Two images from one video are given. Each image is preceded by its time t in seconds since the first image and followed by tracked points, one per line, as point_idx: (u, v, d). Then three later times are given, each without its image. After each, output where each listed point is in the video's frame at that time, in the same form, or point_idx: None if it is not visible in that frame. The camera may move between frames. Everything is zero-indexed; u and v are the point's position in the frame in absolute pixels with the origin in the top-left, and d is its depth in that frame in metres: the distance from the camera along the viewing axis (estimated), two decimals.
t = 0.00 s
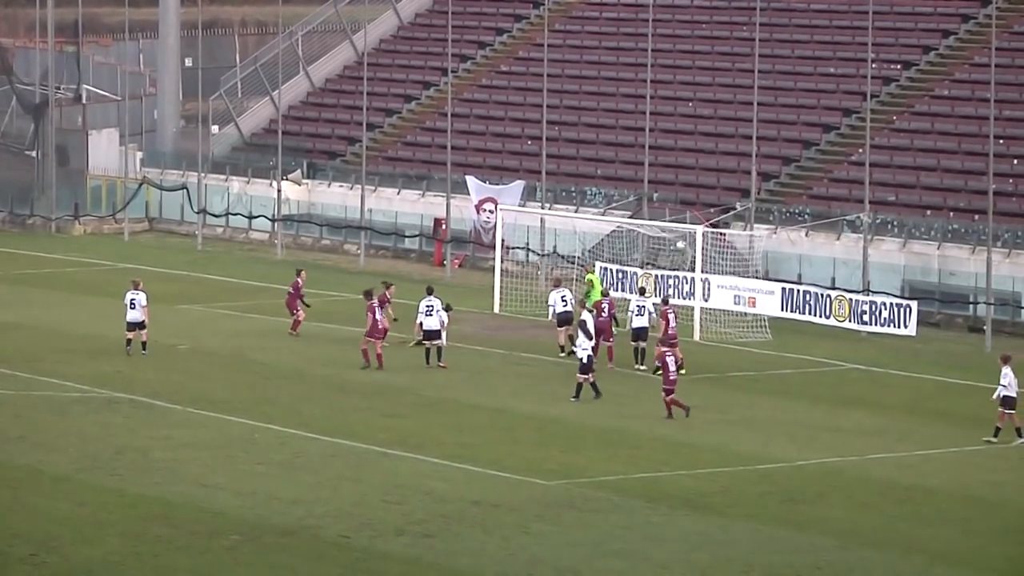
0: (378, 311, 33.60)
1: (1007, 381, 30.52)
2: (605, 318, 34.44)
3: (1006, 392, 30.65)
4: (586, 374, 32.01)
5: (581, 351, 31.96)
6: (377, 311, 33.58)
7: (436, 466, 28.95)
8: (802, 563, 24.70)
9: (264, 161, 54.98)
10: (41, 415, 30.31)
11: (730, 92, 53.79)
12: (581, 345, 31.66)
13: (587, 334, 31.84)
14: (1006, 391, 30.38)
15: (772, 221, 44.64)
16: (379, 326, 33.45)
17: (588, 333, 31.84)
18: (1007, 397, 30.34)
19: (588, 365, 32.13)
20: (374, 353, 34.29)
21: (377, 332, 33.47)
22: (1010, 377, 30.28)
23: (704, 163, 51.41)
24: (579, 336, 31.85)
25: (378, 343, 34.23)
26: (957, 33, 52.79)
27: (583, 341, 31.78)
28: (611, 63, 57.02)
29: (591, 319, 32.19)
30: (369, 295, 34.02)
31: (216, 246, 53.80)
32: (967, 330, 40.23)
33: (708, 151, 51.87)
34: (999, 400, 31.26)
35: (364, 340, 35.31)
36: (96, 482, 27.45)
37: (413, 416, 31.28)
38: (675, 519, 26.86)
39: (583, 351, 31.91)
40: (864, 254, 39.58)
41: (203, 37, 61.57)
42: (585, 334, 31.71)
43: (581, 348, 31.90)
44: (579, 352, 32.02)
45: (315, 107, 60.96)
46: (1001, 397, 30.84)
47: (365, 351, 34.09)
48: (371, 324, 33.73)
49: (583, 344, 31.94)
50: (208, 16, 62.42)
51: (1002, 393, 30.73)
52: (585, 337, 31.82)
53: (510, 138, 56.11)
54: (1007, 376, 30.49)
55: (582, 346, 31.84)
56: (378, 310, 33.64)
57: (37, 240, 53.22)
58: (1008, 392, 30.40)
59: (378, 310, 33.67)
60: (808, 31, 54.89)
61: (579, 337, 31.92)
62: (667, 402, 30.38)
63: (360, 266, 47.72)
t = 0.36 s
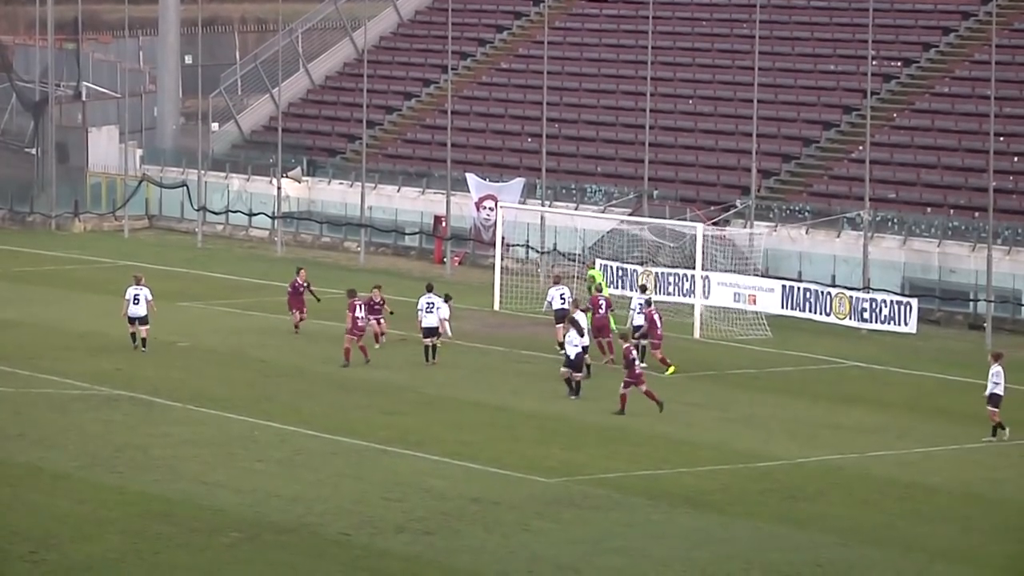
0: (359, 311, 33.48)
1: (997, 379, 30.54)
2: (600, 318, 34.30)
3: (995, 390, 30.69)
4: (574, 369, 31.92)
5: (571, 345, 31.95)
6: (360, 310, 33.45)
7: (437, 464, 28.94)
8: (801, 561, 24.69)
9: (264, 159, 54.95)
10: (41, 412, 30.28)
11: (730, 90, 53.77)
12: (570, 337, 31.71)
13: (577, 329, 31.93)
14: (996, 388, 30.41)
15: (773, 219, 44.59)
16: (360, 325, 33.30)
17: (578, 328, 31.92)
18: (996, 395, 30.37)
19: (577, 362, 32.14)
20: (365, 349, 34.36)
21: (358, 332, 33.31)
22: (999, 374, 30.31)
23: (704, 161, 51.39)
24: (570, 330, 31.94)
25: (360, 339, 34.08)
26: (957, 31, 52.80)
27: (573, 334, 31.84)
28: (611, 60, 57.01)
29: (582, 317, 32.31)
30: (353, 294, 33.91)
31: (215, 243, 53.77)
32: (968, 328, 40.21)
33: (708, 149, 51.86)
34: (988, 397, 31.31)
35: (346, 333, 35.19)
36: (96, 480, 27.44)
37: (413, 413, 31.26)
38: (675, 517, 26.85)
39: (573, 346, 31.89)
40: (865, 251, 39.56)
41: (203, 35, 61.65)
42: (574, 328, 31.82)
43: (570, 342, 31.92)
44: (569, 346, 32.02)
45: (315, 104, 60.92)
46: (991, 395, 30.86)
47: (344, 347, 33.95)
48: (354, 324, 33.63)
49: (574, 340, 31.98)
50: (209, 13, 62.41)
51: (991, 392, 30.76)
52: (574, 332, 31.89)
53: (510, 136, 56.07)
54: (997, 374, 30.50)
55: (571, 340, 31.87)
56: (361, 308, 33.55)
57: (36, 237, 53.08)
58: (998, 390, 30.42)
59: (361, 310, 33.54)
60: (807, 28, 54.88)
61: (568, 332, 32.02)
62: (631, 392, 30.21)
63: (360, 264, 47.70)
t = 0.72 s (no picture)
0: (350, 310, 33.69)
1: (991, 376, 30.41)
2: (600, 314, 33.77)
3: (990, 387, 30.51)
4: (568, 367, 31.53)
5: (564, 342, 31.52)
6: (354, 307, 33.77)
7: (441, 460, 28.92)
8: (803, 557, 24.68)
9: (269, 155, 54.99)
10: (44, 408, 30.27)
11: (735, 86, 53.76)
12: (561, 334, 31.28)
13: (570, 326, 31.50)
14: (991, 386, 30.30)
15: (777, 215, 44.57)
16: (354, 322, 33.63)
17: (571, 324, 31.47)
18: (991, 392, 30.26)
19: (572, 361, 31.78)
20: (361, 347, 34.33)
21: (351, 330, 33.65)
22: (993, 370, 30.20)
23: (709, 157, 51.41)
24: (565, 328, 31.57)
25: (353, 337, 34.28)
26: (962, 26, 52.72)
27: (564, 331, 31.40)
28: (614, 56, 56.99)
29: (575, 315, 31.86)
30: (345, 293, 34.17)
31: (220, 239, 53.79)
32: (972, 324, 40.22)
33: (712, 145, 51.87)
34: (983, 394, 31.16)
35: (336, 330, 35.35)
36: (99, 476, 27.43)
37: (416, 409, 31.23)
38: (678, 513, 26.85)
39: (567, 343, 31.51)
40: (869, 248, 39.58)
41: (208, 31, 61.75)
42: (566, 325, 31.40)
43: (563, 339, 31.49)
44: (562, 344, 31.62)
45: (319, 100, 60.99)
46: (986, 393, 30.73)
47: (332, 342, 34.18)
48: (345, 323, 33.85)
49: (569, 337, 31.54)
50: (213, 9, 62.43)
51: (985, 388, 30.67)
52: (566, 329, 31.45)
53: (514, 132, 56.04)
54: (991, 371, 30.38)
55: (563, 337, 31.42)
56: (353, 308, 33.78)
57: (41, 233, 53.02)
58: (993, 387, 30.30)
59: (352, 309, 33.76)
60: (812, 24, 54.81)
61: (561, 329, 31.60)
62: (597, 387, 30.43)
63: (365, 259, 47.74)
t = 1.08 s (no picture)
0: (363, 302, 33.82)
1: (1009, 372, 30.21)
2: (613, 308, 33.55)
3: (1009, 382, 30.31)
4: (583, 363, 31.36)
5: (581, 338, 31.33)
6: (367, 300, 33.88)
7: (471, 456, 28.92)
8: (833, 553, 24.65)
9: (298, 150, 55.05)
10: (74, 402, 30.34)
11: (765, 81, 53.73)
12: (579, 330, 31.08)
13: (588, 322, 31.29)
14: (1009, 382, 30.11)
15: (806, 211, 44.44)
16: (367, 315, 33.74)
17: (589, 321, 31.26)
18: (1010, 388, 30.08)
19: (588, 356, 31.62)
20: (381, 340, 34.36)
21: (362, 323, 33.74)
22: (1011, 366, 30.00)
23: (738, 153, 51.33)
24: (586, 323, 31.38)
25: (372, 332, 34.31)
26: (992, 23, 52.64)
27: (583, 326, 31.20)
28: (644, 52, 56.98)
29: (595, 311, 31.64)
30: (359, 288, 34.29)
31: (249, 234, 53.88)
32: (1003, 320, 40.15)
33: (742, 141, 51.82)
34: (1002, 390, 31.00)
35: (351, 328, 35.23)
36: (131, 471, 27.49)
37: (445, 404, 31.22)
38: (707, 509, 26.84)
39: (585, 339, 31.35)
40: (899, 244, 39.61)
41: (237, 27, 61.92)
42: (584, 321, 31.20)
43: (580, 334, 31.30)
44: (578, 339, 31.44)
45: (349, 95, 61.13)
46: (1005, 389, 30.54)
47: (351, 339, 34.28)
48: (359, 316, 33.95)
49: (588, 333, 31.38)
50: (243, 5, 62.61)
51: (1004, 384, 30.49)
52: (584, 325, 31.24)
53: (543, 128, 56.00)
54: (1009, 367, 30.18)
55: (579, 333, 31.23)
56: (364, 300, 33.86)
57: (70, 229, 53.24)
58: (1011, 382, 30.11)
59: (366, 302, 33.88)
60: (843, 20, 54.77)
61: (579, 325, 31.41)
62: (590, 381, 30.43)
63: (395, 255, 47.82)
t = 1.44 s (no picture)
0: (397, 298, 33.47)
1: None
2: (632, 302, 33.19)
3: None
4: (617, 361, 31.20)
5: (615, 335, 31.15)
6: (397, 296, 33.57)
7: (512, 452, 28.75)
8: (877, 551, 24.39)
9: (339, 144, 54.84)
10: (114, 396, 30.26)
11: (810, 75, 53.47)
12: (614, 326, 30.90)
13: (625, 320, 31.14)
14: None
15: (851, 206, 44.25)
16: (397, 312, 33.39)
17: (626, 318, 31.13)
18: None
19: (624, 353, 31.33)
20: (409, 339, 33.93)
21: (392, 319, 33.35)
22: None
23: (783, 147, 51.04)
24: (621, 321, 31.18)
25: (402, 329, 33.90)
26: None
27: (619, 323, 31.04)
28: (688, 45, 56.71)
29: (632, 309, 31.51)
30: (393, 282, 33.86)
31: (290, 229, 53.72)
32: None
33: (787, 135, 51.55)
34: None
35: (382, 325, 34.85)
36: (171, 467, 27.40)
37: (485, 400, 31.04)
38: (751, 506, 26.60)
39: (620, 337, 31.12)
40: (945, 241, 39.47)
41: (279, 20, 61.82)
42: (620, 319, 31.04)
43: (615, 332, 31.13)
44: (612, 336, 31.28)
45: (391, 89, 60.87)
46: None
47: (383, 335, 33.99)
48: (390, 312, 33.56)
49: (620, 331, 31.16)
50: None
51: None
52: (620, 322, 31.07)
53: (585, 122, 55.75)
54: None
55: (614, 330, 31.05)
56: (396, 297, 33.46)
57: (110, 224, 53.19)
58: None
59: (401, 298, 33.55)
60: (888, 13, 54.45)
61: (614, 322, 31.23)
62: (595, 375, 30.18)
63: (439, 251, 47.63)
